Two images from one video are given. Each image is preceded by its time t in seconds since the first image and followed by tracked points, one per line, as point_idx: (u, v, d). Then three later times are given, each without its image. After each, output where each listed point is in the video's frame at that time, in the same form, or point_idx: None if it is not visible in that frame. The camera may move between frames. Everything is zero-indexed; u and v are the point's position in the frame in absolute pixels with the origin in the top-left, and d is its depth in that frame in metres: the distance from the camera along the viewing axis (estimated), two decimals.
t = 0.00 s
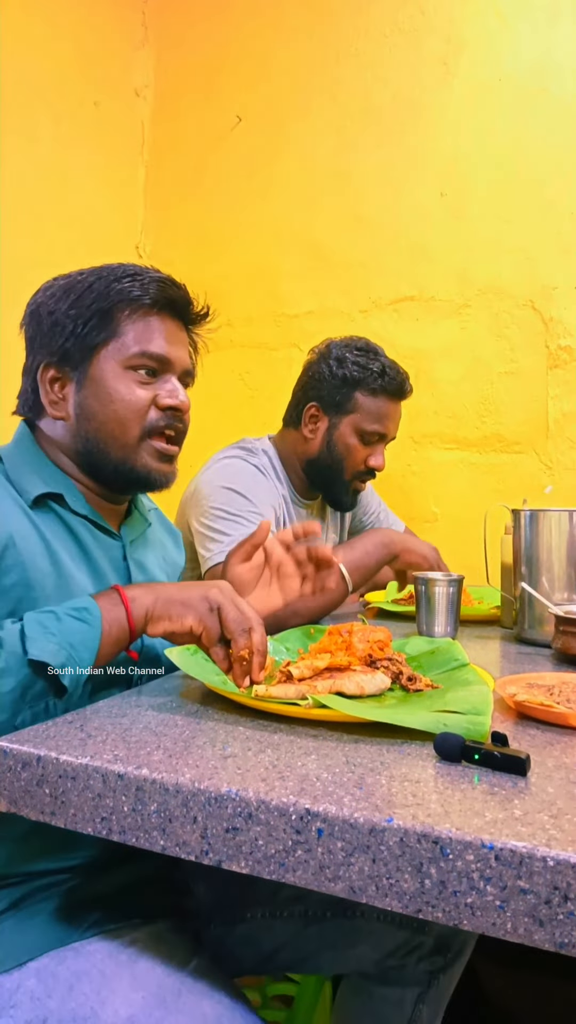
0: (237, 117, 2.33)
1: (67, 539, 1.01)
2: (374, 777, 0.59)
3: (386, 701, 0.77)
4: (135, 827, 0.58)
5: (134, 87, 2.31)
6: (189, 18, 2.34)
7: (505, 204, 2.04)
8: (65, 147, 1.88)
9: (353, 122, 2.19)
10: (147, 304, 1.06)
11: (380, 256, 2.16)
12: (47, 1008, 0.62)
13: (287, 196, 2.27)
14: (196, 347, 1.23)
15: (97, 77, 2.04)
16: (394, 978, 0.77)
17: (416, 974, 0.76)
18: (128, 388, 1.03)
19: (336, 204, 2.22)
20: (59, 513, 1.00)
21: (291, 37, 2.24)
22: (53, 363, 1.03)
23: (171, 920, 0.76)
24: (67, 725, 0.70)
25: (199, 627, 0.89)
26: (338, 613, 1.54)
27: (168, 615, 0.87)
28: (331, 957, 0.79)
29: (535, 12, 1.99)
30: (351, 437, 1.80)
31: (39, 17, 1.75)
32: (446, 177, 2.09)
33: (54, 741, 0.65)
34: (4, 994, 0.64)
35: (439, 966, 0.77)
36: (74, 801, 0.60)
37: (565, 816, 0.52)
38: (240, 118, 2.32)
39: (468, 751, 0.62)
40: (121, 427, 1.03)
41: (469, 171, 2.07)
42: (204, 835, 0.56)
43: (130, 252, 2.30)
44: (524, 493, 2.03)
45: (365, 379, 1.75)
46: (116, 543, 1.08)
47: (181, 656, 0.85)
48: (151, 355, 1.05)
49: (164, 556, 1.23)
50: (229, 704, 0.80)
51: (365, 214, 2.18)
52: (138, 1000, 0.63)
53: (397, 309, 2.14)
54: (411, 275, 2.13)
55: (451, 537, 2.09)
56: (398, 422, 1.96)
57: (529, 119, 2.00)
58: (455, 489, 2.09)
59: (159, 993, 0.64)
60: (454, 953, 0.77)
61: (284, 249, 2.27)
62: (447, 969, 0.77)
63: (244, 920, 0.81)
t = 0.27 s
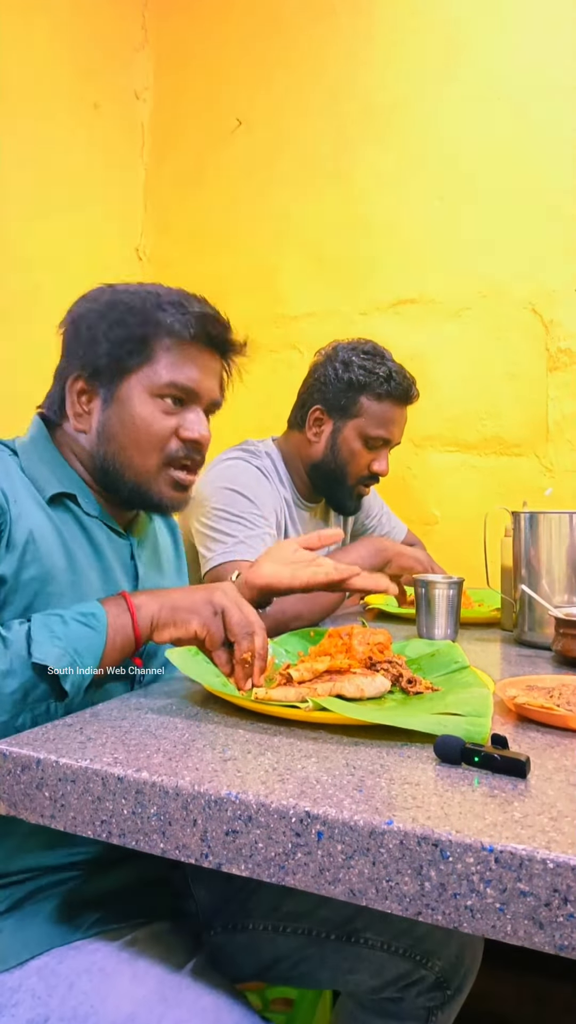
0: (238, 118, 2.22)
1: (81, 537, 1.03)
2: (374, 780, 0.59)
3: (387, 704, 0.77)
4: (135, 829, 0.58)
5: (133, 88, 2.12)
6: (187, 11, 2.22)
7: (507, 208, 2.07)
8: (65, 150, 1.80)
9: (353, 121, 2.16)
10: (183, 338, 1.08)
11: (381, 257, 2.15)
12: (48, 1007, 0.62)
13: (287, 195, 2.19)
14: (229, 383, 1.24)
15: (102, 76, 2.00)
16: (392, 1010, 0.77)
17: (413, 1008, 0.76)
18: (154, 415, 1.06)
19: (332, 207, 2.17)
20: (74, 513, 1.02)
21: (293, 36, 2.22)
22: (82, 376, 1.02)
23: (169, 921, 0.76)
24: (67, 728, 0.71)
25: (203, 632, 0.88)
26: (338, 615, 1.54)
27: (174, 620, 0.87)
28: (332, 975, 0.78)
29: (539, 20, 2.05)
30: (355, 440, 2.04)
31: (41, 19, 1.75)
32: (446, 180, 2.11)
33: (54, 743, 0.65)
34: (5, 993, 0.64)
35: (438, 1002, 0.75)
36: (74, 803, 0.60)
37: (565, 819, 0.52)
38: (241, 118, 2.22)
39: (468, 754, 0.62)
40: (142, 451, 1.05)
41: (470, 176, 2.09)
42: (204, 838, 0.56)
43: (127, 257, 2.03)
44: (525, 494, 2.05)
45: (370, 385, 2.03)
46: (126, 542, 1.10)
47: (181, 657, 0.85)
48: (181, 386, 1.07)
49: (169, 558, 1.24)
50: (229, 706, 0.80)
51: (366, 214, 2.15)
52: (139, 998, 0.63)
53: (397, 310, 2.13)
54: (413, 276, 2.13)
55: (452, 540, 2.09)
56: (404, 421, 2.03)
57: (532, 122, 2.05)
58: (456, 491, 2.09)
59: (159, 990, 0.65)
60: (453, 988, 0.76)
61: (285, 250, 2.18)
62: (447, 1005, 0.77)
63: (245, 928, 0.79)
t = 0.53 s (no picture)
0: (237, 119, 2.34)
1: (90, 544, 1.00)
2: (374, 780, 0.59)
3: (387, 703, 0.77)
4: (135, 829, 0.58)
5: (134, 89, 2.30)
6: (190, 21, 2.36)
7: (505, 204, 2.04)
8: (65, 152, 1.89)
9: (352, 124, 2.19)
10: (179, 321, 1.03)
11: (379, 256, 2.17)
12: (48, 1006, 0.62)
13: (287, 197, 2.28)
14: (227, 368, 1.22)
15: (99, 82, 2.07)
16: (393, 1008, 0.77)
17: (414, 1005, 0.76)
18: (158, 403, 1.01)
19: (333, 207, 2.22)
20: (86, 520, 1.00)
21: (292, 38, 2.25)
22: (84, 375, 1.02)
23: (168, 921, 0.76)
24: (67, 728, 0.71)
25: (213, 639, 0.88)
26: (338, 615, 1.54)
27: (181, 630, 0.84)
28: (332, 974, 0.79)
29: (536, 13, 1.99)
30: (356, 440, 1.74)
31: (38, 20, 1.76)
32: (447, 179, 2.09)
33: (54, 743, 0.65)
34: (5, 993, 0.64)
35: (438, 998, 0.76)
36: (74, 803, 0.60)
37: (565, 818, 0.52)
38: (241, 119, 2.33)
39: (468, 753, 0.62)
40: (150, 442, 1.01)
41: (468, 173, 2.07)
42: (204, 838, 0.56)
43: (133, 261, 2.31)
44: (524, 494, 2.03)
45: (370, 383, 1.68)
46: (134, 549, 1.07)
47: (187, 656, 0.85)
48: (181, 371, 1.02)
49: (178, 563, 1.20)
50: (229, 706, 0.80)
51: (365, 214, 2.18)
52: (139, 998, 0.63)
53: (396, 310, 2.15)
54: (411, 276, 2.13)
55: (451, 540, 2.10)
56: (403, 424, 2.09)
57: (529, 119, 2.01)
58: (455, 491, 2.09)
59: (159, 990, 0.65)
60: (454, 981, 0.77)
61: (284, 250, 2.28)
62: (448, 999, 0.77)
63: (244, 929, 0.80)
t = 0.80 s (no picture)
0: (237, 118, 2.34)
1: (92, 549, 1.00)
2: (374, 778, 0.59)
3: (387, 702, 0.77)
4: (135, 828, 0.58)
5: (134, 89, 2.31)
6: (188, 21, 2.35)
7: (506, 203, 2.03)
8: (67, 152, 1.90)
9: (352, 124, 2.19)
10: (186, 327, 1.03)
11: (379, 255, 2.16)
12: (56, 1007, 0.62)
13: (286, 196, 2.27)
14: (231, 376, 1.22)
15: (100, 82, 2.07)
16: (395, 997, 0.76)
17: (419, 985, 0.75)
18: (162, 407, 1.00)
19: (333, 206, 2.22)
20: (87, 524, 1.00)
21: (291, 36, 2.25)
22: (90, 377, 1.02)
23: (177, 919, 0.76)
24: (67, 727, 0.70)
25: (210, 634, 0.87)
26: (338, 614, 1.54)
27: (180, 620, 0.86)
28: (330, 960, 0.76)
29: (535, 12, 1.98)
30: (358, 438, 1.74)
31: (38, 20, 1.75)
32: (447, 179, 2.09)
33: (54, 742, 0.65)
34: (12, 994, 0.64)
35: (440, 971, 0.76)
36: (74, 802, 0.60)
37: (566, 817, 0.52)
38: (240, 118, 2.33)
39: (468, 752, 0.62)
40: (152, 446, 1.00)
41: (469, 174, 2.07)
42: (204, 837, 0.56)
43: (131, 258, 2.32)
44: (524, 493, 2.03)
45: (371, 382, 1.69)
46: (136, 552, 1.07)
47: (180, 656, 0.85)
48: (187, 376, 1.01)
49: (182, 565, 1.21)
50: (230, 705, 0.80)
51: (365, 213, 2.18)
52: (147, 998, 0.63)
53: (397, 308, 2.15)
54: (411, 276, 2.13)
55: (451, 538, 2.09)
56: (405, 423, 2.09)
57: (529, 119, 2.00)
58: (455, 489, 2.09)
59: (170, 992, 0.65)
60: (454, 955, 0.77)
61: (283, 249, 2.28)
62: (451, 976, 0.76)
63: (244, 918, 0.80)
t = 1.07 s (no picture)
0: (238, 118, 2.34)
1: (84, 548, 1.00)
2: (374, 779, 0.59)
3: (387, 703, 0.77)
4: (135, 828, 0.58)
5: (134, 88, 2.32)
6: (189, 21, 2.35)
7: (506, 203, 2.03)
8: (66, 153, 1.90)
9: (352, 123, 2.19)
10: (181, 328, 1.03)
11: (379, 256, 2.17)
12: (52, 1009, 0.62)
13: (287, 197, 2.28)
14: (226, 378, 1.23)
15: (100, 81, 2.08)
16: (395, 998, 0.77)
17: (415, 992, 0.76)
18: (156, 408, 1.00)
19: (333, 205, 2.22)
20: (77, 523, 1.00)
21: (292, 36, 2.25)
22: (85, 377, 1.01)
23: (174, 920, 0.76)
24: (67, 727, 0.70)
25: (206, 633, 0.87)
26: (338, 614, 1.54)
27: (177, 622, 0.87)
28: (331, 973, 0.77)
29: (536, 13, 1.98)
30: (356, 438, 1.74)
31: (38, 19, 1.75)
32: (447, 179, 2.09)
33: (54, 741, 0.65)
34: (9, 995, 0.64)
35: (439, 982, 0.78)
36: (74, 802, 0.60)
37: (565, 818, 0.52)
38: (241, 118, 2.33)
39: (468, 753, 0.61)
40: (147, 445, 1.00)
41: (469, 174, 2.07)
42: (204, 837, 0.56)
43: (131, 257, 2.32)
44: (524, 494, 2.03)
45: (371, 382, 1.68)
46: (128, 552, 1.07)
47: (180, 655, 0.84)
48: (181, 377, 1.01)
49: (178, 566, 1.21)
50: (229, 705, 0.80)
51: (364, 214, 2.18)
52: (143, 1000, 0.63)
53: (397, 309, 2.15)
54: (412, 276, 2.13)
55: (451, 539, 2.09)
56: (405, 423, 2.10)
57: (530, 119, 2.01)
58: (455, 490, 2.09)
59: (163, 995, 0.64)
60: (452, 966, 0.80)
61: (284, 250, 2.28)
62: (448, 983, 0.80)
63: (245, 924, 0.79)
